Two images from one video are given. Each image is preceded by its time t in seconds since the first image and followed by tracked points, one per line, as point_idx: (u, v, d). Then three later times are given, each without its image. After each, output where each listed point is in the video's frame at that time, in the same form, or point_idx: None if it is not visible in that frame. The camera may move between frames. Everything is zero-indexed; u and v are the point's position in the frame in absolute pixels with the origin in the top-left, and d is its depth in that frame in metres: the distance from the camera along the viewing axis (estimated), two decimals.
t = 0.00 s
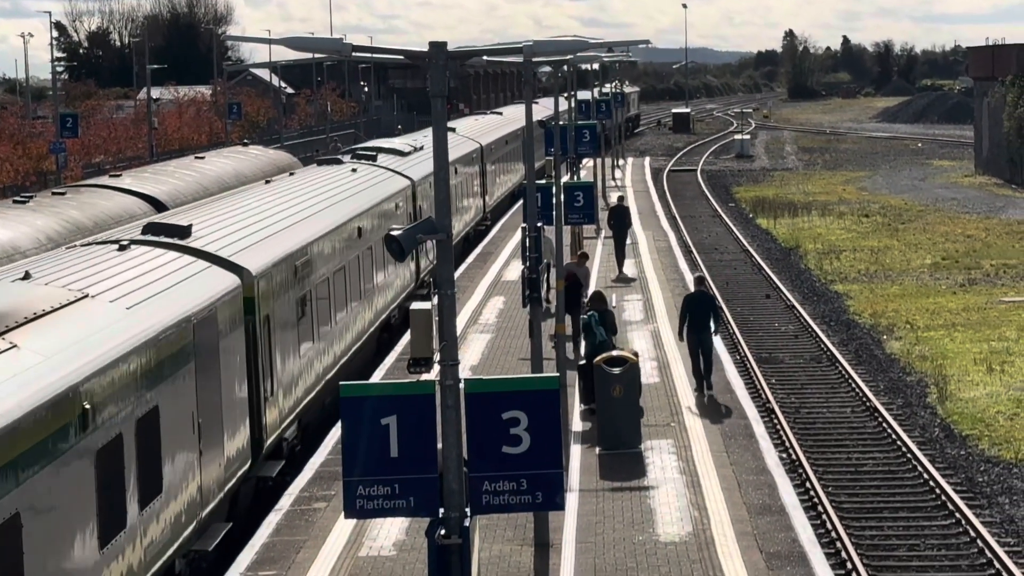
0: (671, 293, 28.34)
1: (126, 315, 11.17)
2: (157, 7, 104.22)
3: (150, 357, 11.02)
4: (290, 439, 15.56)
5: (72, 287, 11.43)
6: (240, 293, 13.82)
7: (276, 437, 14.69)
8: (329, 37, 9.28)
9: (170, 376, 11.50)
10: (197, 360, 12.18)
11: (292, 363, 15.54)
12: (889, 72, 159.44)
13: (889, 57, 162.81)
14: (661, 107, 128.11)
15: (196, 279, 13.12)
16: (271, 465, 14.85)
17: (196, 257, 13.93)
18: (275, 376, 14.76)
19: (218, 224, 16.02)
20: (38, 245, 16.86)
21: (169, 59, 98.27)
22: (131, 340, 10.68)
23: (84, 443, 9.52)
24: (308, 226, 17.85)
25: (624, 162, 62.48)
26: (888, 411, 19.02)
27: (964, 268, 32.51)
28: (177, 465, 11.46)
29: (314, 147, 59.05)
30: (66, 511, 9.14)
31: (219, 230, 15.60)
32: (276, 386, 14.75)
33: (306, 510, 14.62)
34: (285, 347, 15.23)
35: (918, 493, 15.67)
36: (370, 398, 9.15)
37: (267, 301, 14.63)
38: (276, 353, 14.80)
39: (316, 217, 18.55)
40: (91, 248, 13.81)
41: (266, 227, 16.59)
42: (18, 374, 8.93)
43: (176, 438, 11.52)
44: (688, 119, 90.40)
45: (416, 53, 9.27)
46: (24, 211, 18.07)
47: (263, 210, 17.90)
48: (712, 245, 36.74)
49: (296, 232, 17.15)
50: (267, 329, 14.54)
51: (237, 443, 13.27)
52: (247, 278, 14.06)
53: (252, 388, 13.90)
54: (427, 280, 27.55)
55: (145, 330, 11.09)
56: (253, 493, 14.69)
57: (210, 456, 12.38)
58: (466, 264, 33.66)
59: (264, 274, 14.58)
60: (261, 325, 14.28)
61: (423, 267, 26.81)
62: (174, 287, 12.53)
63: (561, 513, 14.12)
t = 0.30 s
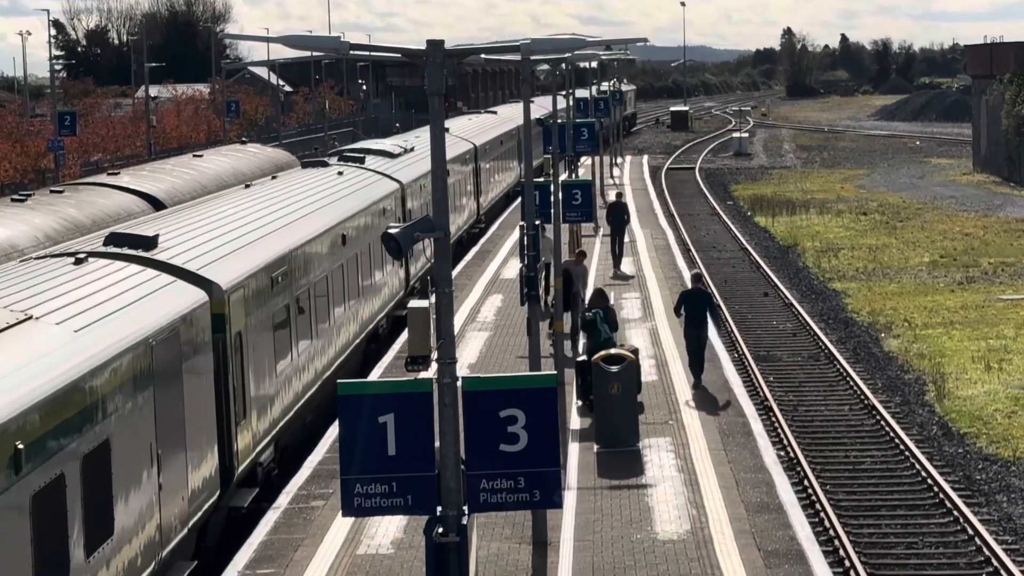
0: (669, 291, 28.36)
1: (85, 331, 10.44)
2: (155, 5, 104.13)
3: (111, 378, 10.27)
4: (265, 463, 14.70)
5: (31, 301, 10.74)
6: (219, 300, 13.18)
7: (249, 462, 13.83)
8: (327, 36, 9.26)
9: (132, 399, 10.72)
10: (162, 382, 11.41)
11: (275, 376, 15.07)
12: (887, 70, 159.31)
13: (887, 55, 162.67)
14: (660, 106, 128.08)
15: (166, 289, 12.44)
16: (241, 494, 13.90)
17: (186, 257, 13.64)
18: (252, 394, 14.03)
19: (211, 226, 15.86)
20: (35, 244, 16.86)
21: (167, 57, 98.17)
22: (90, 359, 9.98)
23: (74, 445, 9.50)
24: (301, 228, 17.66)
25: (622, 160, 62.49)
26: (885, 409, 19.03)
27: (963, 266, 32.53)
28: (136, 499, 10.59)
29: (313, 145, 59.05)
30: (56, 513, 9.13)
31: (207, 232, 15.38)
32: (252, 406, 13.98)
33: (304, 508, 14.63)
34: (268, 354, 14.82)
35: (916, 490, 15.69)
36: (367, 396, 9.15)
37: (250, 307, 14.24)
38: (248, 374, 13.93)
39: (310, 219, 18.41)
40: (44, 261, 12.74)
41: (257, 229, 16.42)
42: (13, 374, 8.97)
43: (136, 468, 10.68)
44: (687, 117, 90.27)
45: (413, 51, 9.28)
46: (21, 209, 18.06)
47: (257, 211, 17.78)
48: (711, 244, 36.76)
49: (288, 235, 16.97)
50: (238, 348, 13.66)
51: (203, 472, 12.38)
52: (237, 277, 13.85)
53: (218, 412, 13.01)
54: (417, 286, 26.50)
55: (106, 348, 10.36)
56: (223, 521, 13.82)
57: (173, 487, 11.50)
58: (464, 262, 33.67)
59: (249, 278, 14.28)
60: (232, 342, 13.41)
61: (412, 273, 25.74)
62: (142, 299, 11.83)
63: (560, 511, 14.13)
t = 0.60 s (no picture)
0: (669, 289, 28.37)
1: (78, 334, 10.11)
2: (155, 3, 104.12)
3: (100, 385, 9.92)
4: (238, 492, 13.65)
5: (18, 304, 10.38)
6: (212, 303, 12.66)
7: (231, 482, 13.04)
8: (325, 35, 9.25)
9: (118, 407, 10.23)
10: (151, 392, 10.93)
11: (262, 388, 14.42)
12: (887, 69, 159.25)
13: (887, 53, 162.69)
14: (660, 103, 128.06)
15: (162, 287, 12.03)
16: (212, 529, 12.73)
17: (179, 259, 13.18)
18: (237, 409, 13.32)
19: (208, 228, 15.52)
20: (35, 242, 16.86)
21: (167, 56, 98.17)
22: (84, 360, 9.67)
23: (74, 443, 9.35)
24: (296, 228, 17.29)
25: (622, 159, 62.52)
26: (885, 407, 19.03)
27: (962, 264, 32.52)
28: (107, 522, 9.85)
29: (313, 143, 59.07)
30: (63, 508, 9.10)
31: (200, 234, 14.95)
32: (235, 422, 13.24)
33: (304, 507, 14.62)
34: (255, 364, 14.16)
35: (915, 489, 15.69)
36: (366, 394, 9.15)
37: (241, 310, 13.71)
38: (222, 397, 12.81)
39: (307, 220, 18.06)
40: None
41: (253, 230, 16.01)
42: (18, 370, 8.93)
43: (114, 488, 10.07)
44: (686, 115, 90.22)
45: (412, 49, 9.27)
46: (20, 208, 18.07)
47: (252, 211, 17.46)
48: (710, 242, 36.77)
49: (285, 235, 16.55)
50: (211, 369, 12.49)
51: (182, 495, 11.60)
52: (235, 277, 13.60)
53: (182, 438, 11.78)
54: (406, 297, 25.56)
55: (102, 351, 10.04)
56: (190, 557, 12.73)
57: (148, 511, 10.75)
58: (464, 261, 33.70)
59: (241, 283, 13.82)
60: (201, 364, 12.18)
61: (402, 284, 24.75)
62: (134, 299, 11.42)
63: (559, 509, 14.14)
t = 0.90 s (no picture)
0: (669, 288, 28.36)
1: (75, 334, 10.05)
2: (155, 3, 104.09)
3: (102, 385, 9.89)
4: (211, 525, 12.66)
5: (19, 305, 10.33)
6: (204, 306, 12.48)
7: (219, 495, 12.71)
8: (325, 34, 9.25)
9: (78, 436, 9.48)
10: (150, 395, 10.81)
11: (252, 397, 14.11)
12: (887, 68, 159.25)
13: (887, 53, 162.69)
14: (661, 103, 127.92)
15: (159, 288, 11.91)
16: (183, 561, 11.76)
17: (171, 263, 13.02)
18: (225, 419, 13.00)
19: (202, 230, 15.37)
20: (35, 242, 16.85)
21: (167, 56, 98.11)
22: (81, 363, 9.59)
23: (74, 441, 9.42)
24: (290, 231, 17.13)
25: (623, 158, 62.47)
26: (885, 406, 19.03)
27: (962, 263, 32.48)
28: (90, 538, 9.56)
29: (314, 143, 59.02)
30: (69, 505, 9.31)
31: (193, 237, 14.77)
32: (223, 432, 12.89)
33: (305, 506, 14.63)
34: (245, 371, 13.87)
35: (916, 488, 15.69)
36: (367, 393, 9.16)
37: (232, 314, 13.48)
38: (190, 426, 11.80)
39: (302, 222, 17.91)
40: None
41: (247, 232, 15.85)
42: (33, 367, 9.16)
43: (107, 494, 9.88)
44: (686, 115, 90.21)
45: (413, 49, 9.27)
46: (21, 208, 18.05)
47: (247, 213, 17.33)
48: (711, 241, 36.75)
49: (279, 238, 16.35)
50: (177, 395, 11.50)
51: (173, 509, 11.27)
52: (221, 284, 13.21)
53: (145, 466, 10.78)
54: (398, 307, 24.51)
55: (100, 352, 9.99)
56: None
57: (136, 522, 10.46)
58: (464, 260, 33.69)
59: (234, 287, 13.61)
60: (166, 386, 11.16)
61: (394, 294, 23.71)
62: (135, 297, 11.34)
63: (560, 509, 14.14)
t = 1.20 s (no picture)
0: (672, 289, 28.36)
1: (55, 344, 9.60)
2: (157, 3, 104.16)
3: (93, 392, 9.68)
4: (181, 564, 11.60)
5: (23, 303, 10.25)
6: (201, 309, 12.38)
7: (217, 501, 12.54)
8: (328, 35, 9.24)
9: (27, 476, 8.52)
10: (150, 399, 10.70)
11: (251, 401, 13.95)
12: (889, 68, 159.22)
13: (889, 54, 162.69)
14: (663, 103, 127.97)
15: (155, 292, 11.82)
16: None
17: (168, 265, 12.93)
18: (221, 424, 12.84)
19: (200, 232, 15.29)
20: (37, 242, 16.85)
21: (169, 57, 98.16)
22: (36, 395, 8.70)
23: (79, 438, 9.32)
24: (289, 232, 17.03)
25: (625, 158, 62.49)
26: (888, 406, 19.03)
27: (965, 264, 32.49)
28: None
29: (316, 143, 59.05)
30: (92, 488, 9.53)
31: (190, 239, 14.68)
32: (218, 437, 12.71)
33: (307, 507, 14.63)
34: (223, 394, 12.93)
35: (919, 488, 15.69)
36: (370, 394, 9.16)
37: (229, 316, 13.35)
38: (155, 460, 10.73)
39: (302, 223, 17.79)
40: None
41: (245, 234, 15.76)
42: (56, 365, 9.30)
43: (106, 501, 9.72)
44: (688, 115, 90.21)
45: (416, 49, 9.26)
46: (23, 208, 18.06)
47: (240, 219, 16.84)
48: (713, 241, 36.78)
49: (277, 239, 16.24)
50: (140, 428, 10.45)
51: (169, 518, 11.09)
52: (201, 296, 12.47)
53: (101, 507, 9.70)
54: (391, 318, 23.44)
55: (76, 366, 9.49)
56: None
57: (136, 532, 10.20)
58: (467, 261, 33.70)
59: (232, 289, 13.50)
60: (126, 421, 10.10)
61: (387, 304, 22.60)
62: (132, 300, 11.26)
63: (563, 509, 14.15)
